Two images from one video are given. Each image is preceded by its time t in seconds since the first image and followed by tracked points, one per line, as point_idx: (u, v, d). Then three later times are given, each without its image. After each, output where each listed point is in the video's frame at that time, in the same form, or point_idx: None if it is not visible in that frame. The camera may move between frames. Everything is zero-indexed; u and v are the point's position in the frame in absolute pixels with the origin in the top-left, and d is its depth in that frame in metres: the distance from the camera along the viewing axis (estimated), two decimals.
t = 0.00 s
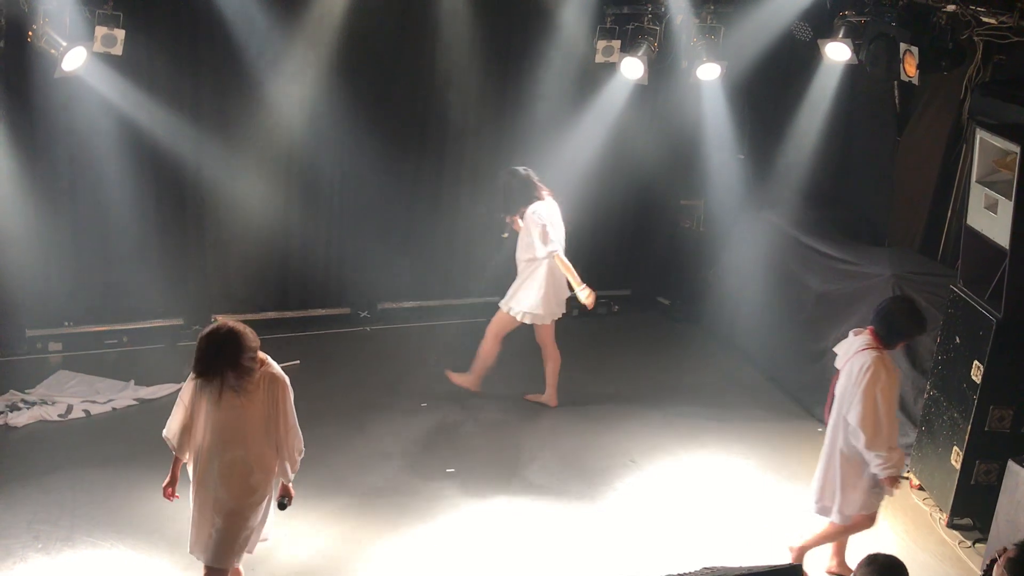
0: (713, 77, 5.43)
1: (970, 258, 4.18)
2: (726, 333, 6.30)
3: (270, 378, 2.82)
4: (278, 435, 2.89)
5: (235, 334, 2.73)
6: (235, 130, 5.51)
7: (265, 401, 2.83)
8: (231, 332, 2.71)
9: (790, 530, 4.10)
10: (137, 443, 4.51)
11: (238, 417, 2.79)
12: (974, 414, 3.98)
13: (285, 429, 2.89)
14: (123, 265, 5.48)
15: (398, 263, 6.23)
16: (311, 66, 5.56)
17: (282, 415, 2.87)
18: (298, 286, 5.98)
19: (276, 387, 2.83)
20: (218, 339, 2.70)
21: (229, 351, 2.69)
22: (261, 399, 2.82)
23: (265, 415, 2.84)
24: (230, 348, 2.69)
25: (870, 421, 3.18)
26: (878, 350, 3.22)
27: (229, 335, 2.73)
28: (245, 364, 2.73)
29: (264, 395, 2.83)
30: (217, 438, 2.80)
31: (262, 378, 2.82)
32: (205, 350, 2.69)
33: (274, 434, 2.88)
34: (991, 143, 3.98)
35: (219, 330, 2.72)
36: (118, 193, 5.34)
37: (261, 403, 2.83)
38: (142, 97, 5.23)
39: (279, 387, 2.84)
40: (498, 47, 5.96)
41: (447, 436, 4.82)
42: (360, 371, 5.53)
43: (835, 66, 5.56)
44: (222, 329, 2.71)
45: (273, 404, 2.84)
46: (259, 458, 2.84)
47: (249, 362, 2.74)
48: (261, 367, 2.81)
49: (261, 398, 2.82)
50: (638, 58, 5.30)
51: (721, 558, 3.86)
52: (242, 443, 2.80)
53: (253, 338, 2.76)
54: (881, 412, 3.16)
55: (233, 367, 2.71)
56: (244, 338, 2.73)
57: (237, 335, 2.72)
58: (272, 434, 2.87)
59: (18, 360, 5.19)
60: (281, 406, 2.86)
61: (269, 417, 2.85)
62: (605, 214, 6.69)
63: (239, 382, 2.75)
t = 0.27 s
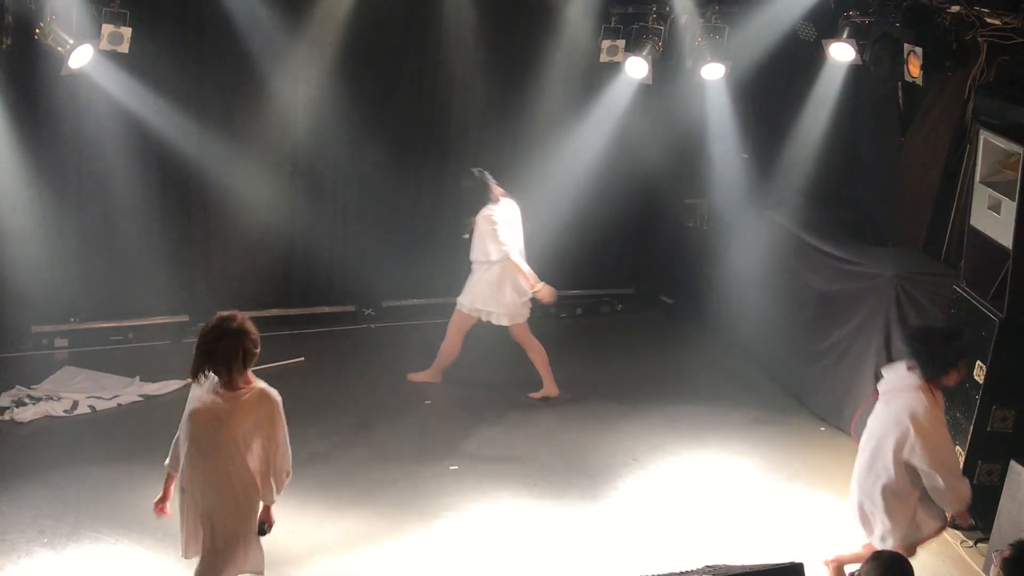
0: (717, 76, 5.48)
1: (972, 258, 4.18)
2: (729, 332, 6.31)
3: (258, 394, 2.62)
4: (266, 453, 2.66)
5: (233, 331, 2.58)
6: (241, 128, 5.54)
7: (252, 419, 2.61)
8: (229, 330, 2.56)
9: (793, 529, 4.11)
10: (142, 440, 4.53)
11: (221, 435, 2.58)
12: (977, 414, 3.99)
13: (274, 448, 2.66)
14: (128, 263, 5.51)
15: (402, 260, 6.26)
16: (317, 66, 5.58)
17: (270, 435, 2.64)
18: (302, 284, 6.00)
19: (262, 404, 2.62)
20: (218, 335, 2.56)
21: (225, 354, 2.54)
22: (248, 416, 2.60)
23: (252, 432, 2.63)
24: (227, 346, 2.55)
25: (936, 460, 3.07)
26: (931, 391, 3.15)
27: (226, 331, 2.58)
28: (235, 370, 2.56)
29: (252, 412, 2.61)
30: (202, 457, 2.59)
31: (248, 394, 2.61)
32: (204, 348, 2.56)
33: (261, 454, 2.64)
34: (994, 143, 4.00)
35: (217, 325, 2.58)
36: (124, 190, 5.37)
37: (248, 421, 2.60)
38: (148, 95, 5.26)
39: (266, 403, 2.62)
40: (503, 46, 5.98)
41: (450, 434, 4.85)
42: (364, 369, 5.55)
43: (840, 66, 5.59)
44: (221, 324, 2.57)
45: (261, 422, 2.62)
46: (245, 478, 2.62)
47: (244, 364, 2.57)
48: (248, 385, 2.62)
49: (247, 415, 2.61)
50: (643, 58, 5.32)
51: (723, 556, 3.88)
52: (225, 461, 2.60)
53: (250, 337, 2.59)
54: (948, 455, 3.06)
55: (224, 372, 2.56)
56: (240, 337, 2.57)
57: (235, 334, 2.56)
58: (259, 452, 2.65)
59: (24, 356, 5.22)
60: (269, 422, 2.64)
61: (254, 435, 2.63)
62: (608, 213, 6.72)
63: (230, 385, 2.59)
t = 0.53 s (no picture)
0: (710, 74, 5.49)
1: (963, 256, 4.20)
2: (721, 330, 6.31)
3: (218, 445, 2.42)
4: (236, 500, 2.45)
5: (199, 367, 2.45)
6: (233, 122, 5.52)
7: (214, 468, 2.41)
8: (196, 365, 2.44)
9: (783, 527, 4.12)
10: (132, 434, 4.52)
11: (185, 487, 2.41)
12: (966, 412, 4.01)
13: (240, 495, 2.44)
14: (120, 257, 5.49)
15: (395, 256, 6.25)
16: (310, 60, 5.57)
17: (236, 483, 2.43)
18: (294, 279, 5.99)
19: (224, 454, 2.41)
20: (182, 369, 2.43)
21: (185, 389, 2.39)
22: (207, 466, 2.41)
23: (213, 481, 2.42)
24: (190, 381, 2.40)
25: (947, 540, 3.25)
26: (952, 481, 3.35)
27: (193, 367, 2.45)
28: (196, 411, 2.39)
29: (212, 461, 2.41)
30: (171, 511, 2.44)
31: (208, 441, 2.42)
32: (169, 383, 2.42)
33: (228, 504, 2.44)
34: (986, 143, 4.02)
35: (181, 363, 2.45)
36: (116, 184, 5.35)
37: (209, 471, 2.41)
38: (141, 89, 5.25)
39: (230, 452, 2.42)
40: (498, 42, 5.96)
41: (441, 430, 4.84)
42: (355, 364, 5.54)
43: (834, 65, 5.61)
44: (188, 361, 2.45)
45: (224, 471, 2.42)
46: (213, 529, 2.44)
47: (209, 402, 2.42)
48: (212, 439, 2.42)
49: (208, 464, 2.41)
50: (637, 56, 5.34)
51: (713, 553, 3.88)
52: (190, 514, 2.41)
53: (219, 378, 2.46)
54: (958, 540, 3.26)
55: (181, 410, 2.39)
56: (204, 375, 2.42)
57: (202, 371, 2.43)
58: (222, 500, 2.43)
59: (16, 350, 5.21)
60: (231, 470, 2.43)
61: (216, 484, 2.42)
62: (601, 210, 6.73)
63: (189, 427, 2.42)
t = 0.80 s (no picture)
0: (695, 68, 5.42)
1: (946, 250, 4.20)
2: (705, 324, 6.32)
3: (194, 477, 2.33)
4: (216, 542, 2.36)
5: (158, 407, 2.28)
6: (215, 115, 5.50)
7: (192, 508, 2.33)
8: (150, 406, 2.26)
9: (763, 519, 4.13)
10: (113, 427, 4.50)
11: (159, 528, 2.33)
12: (948, 406, 4.02)
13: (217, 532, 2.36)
14: (102, 249, 5.46)
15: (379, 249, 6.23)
16: (293, 53, 5.54)
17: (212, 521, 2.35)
18: (278, 273, 5.97)
19: (200, 492, 2.32)
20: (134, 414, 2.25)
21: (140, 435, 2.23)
22: (184, 506, 2.32)
23: (188, 522, 2.33)
24: (144, 427, 2.23)
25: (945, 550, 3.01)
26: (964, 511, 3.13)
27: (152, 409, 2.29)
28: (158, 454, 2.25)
29: (188, 500, 2.32)
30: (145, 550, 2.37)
31: (183, 477, 2.33)
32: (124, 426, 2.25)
33: (204, 536, 2.34)
34: (968, 137, 3.98)
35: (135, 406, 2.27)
36: (99, 177, 5.32)
37: (187, 511, 2.32)
38: (124, 81, 5.23)
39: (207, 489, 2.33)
40: (482, 35, 5.95)
41: (424, 423, 4.83)
42: (339, 358, 5.53)
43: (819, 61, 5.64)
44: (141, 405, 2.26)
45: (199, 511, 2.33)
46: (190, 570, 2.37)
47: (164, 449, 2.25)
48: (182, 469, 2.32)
49: (186, 504, 2.32)
50: (621, 49, 5.36)
51: (694, 545, 3.89)
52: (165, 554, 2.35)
53: (177, 419, 2.28)
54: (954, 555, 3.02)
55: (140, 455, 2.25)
56: (161, 418, 2.25)
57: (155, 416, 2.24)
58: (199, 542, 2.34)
59: None
60: (209, 508, 2.34)
61: (194, 525, 2.33)
62: (586, 204, 6.73)
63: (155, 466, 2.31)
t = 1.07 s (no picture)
0: (677, 61, 5.46)
1: (926, 243, 4.22)
2: (688, 317, 6.33)
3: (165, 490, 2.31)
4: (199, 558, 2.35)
5: (119, 430, 2.23)
6: (196, 107, 5.46)
7: (172, 524, 2.32)
8: (109, 431, 2.21)
9: (745, 511, 4.14)
10: (93, 422, 4.47)
11: (140, 546, 2.30)
12: (928, 398, 4.04)
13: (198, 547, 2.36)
14: (82, 243, 5.42)
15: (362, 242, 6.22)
16: (274, 44, 5.50)
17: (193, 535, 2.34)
18: (260, 266, 5.94)
19: (177, 506, 2.31)
20: (94, 437, 2.21)
21: (107, 461, 2.18)
22: (163, 522, 2.31)
23: (168, 537, 2.32)
24: (107, 451, 2.18)
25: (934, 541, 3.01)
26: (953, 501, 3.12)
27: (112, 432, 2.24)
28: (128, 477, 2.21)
29: (165, 516, 2.31)
30: (125, 574, 2.33)
31: (156, 494, 2.31)
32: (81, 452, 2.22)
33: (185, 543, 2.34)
34: (950, 130, 3.94)
35: (94, 433, 2.22)
36: (79, 169, 5.28)
37: (167, 527, 2.32)
38: (104, 73, 5.19)
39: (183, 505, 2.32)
40: (464, 27, 5.93)
41: (406, 416, 4.83)
42: (322, 351, 5.51)
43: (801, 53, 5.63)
44: (101, 430, 2.21)
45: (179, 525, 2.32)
46: None
47: (127, 474, 2.19)
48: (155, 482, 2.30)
49: (165, 520, 2.31)
50: (603, 41, 5.34)
51: (676, 538, 3.90)
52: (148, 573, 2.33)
53: (139, 440, 2.23)
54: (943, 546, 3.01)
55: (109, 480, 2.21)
56: (124, 440, 2.20)
57: (117, 439, 2.19)
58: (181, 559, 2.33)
59: None
60: (187, 522, 2.33)
61: (175, 541, 2.32)
62: (569, 197, 6.73)
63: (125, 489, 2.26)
